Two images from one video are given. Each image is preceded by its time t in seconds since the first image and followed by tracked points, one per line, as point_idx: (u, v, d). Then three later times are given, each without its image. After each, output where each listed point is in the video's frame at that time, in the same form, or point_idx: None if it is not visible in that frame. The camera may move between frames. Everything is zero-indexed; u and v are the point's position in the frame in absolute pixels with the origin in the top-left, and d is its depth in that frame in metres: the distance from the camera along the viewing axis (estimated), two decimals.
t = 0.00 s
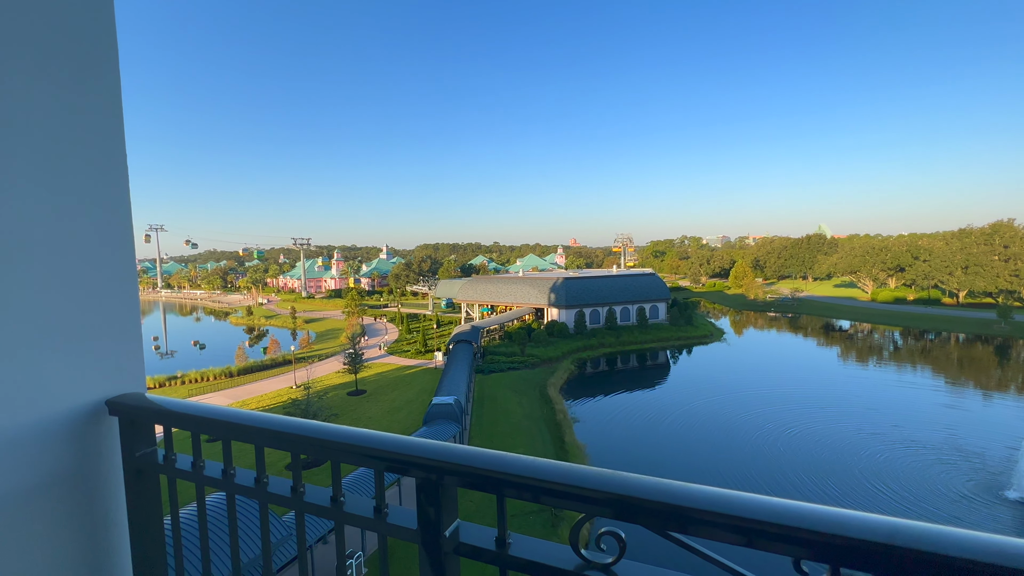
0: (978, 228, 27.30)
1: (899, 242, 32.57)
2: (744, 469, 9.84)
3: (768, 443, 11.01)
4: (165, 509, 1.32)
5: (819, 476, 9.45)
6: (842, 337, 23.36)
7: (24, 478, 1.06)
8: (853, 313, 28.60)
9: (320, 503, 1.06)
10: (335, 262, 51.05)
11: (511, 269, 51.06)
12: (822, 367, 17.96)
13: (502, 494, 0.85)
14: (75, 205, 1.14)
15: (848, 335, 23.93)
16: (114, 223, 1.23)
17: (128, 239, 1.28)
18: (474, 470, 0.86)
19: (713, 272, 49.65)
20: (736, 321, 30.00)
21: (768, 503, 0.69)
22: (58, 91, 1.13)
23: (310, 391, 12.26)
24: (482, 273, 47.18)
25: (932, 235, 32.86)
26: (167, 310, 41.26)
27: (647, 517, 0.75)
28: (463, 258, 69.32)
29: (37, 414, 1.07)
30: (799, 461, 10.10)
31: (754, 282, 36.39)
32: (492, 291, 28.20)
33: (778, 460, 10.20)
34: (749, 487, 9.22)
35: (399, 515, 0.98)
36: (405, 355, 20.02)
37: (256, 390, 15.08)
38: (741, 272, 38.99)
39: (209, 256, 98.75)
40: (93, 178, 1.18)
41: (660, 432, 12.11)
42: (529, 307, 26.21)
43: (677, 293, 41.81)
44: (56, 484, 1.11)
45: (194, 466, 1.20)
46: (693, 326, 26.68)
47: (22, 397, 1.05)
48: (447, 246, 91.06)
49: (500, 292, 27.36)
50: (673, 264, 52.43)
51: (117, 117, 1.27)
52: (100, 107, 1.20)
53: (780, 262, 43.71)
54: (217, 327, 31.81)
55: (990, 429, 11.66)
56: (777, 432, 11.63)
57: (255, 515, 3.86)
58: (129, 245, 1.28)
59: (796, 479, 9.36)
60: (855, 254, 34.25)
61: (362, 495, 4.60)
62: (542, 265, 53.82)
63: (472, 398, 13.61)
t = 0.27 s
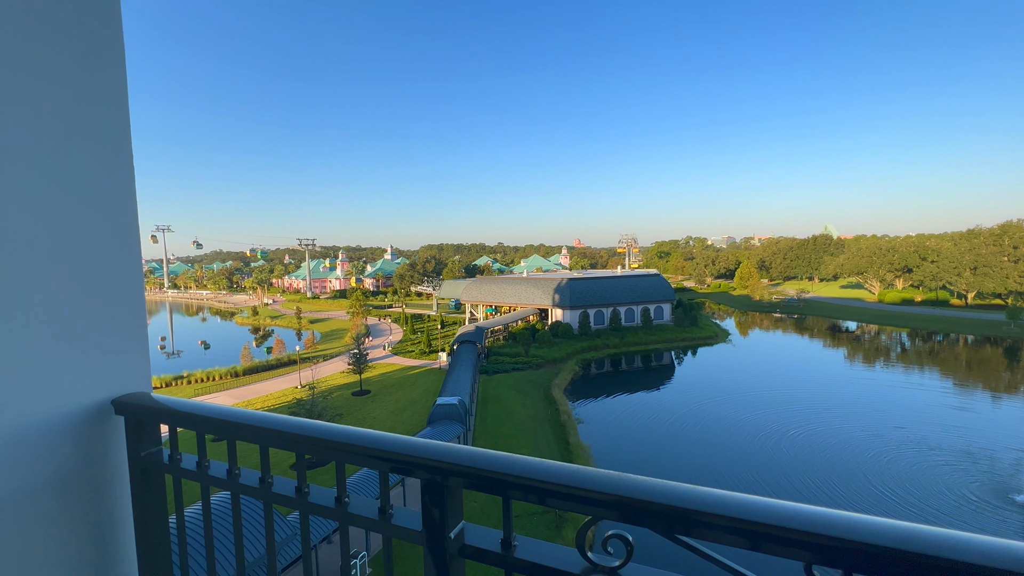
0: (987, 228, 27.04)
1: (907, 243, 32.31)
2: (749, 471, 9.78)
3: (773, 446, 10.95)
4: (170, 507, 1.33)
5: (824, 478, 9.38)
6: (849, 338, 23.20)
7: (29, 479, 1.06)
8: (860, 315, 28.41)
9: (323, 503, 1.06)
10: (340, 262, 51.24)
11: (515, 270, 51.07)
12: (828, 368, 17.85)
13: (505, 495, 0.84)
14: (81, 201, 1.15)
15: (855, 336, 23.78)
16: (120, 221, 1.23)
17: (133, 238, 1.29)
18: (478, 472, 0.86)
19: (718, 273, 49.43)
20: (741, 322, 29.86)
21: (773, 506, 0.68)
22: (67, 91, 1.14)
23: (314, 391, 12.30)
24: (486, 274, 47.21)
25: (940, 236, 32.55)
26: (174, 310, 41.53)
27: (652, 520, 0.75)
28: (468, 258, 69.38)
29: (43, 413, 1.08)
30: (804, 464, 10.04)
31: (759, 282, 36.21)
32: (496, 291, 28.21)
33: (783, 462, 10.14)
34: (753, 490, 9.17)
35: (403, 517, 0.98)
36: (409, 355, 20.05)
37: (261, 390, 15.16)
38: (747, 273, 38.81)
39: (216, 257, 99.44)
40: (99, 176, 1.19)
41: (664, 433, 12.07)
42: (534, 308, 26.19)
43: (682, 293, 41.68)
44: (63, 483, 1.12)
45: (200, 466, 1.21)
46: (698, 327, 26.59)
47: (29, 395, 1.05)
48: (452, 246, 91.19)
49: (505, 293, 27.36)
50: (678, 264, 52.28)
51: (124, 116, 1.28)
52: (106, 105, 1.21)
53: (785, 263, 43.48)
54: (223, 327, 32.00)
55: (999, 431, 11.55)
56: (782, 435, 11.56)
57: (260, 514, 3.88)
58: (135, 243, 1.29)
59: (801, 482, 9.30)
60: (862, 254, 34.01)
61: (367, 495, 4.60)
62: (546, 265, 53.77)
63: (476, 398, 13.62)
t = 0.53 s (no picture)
0: (988, 229, 26.98)
1: (909, 244, 32.27)
2: (749, 471, 9.78)
3: (773, 446, 10.95)
4: (173, 505, 1.33)
5: (825, 479, 9.38)
6: (850, 339, 23.19)
7: (31, 478, 1.07)
8: (861, 315, 28.38)
9: (325, 501, 1.07)
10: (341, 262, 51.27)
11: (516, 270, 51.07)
12: (829, 369, 17.83)
13: (506, 493, 0.84)
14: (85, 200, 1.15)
15: (856, 337, 23.75)
16: (122, 219, 1.24)
17: (135, 236, 1.29)
18: (479, 469, 0.86)
19: (719, 273, 49.39)
20: (742, 322, 29.84)
21: (774, 504, 0.68)
22: (71, 90, 1.14)
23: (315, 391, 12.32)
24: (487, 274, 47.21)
25: (942, 236, 32.48)
26: (175, 310, 41.57)
27: (654, 518, 0.75)
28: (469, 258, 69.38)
29: (47, 411, 1.08)
30: (805, 464, 10.04)
31: (760, 283, 36.18)
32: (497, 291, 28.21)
33: (783, 463, 10.15)
34: (754, 491, 9.16)
35: (404, 515, 0.98)
36: (410, 355, 20.07)
37: (262, 389, 15.18)
38: (748, 273, 38.79)
39: (217, 256, 99.57)
40: (104, 176, 1.20)
41: (665, 433, 12.09)
42: (534, 308, 26.19)
43: (682, 294, 41.65)
44: (66, 482, 1.12)
45: (202, 464, 1.21)
46: (699, 327, 26.57)
47: (33, 392, 1.06)
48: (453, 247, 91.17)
49: (506, 293, 27.35)
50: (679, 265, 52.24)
51: (128, 116, 1.28)
52: (110, 105, 1.22)
53: (786, 263, 43.43)
54: (224, 327, 32.04)
55: (1001, 432, 11.53)
56: (783, 435, 11.56)
57: (262, 512, 3.90)
58: (138, 242, 1.29)
59: (801, 482, 9.30)
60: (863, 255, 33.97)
61: (367, 496, 4.60)
62: (547, 266, 53.76)
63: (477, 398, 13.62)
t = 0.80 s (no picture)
0: (980, 229, 27.23)
1: (901, 244, 32.51)
2: (743, 470, 9.83)
3: (767, 445, 11.01)
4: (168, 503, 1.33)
5: (818, 477, 9.44)
6: (844, 339, 23.36)
7: (27, 475, 1.07)
8: (855, 315, 28.58)
9: (319, 497, 1.07)
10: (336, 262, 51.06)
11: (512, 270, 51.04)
12: (823, 368, 17.94)
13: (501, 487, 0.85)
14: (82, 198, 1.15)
15: (849, 337, 23.91)
16: (119, 217, 1.24)
17: (133, 235, 1.29)
18: (473, 464, 0.87)
19: (714, 273, 49.52)
20: (737, 322, 29.97)
21: (765, 497, 0.70)
22: (68, 87, 1.14)
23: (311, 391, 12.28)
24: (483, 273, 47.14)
25: (935, 237, 32.73)
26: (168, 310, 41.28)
27: (645, 512, 0.76)
28: (465, 258, 69.27)
29: (43, 408, 1.08)
30: (798, 463, 10.11)
31: (755, 283, 36.34)
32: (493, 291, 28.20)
33: (777, 461, 10.21)
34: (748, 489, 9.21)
35: (398, 510, 0.99)
36: (406, 355, 20.03)
37: (256, 389, 15.10)
38: (742, 273, 38.94)
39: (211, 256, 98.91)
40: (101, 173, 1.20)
41: (660, 433, 12.12)
42: (530, 308, 26.20)
43: (678, 294, 41.78)
44: (61, 480, 1.12)
45: (198, 462, 1.21)
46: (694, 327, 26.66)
47: (27, 388, 1.06)
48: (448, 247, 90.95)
49: (501, 293, 27.34)
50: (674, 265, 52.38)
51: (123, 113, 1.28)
52: (106, 101, 1.22)
53: (781, 263, 43.63)
54: (218, 327, 31.84)
55: (991, 431, 11.64)
56: (777, 434, 11.63)
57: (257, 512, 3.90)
58: (135, 241, 1.30)
59: (794, 480, 9.36)
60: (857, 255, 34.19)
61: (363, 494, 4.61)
62: (543, 265, 53.76)
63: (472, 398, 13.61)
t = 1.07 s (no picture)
0: (958, 231, 27.89)
1: (883, 245, 33.15)
2: (729, 467, 9.95)
3: (752, 442, 11.16)
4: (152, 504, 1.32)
5: (801, 473, 9.60)
6: (827, 337, 23.78)
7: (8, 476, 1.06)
8: (838, 314, 29.09)
9: (305, 494, 1.07)
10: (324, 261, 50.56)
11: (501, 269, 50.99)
12: (807, 367, 18.24)
13: (486, 482, 0.87)
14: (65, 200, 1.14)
15: (832, 335, 24.35)
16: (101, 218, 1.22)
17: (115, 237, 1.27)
18: (460, 459, 0.88)
19: (701, 273, 50.00)
20: (723, 322, 30.30)
21: (743, 489, 0.72)
22: (51, 84, 1.13)
23: (297, 391, 12.15)
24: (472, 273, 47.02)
25: (915, 238, 33.41)
26: (151, 309, 40.51)
27: (628, 504, 0.78)
28: (454, 258, 69.03)
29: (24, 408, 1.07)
30: (783, 459, 10.27)
31: (741, 283, 36.80)
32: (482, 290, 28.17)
33: (762, 457, 10.37)
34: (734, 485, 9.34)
35: (384, 506, 1.00)
36: (394, 355, 19.91)
37: (241, 390, 14.91)
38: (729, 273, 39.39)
39: (195, 254, 97.23)
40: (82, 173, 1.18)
41: (647, 431, 12.22)
42: (519, 308, 26.22)
43: (665, 293, 42.10)
44: (43, 479, 1.11)
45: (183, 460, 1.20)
46: (681, 326, 26.91)
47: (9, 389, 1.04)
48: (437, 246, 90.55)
49: (490, 293, 27.31)
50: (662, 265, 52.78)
51: (105, 110, 1.26)
52: (90, 99, 1.21)
53: (766, 263, 44.23)
54: (202, 327, 31.34)
55: (968, 427, 11.94)
56: (762, 431, 11.81)
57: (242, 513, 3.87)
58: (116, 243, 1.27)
59: (779, 475, 9.51)
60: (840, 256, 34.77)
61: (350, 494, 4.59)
62: (532, 265, 53.81)
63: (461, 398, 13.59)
